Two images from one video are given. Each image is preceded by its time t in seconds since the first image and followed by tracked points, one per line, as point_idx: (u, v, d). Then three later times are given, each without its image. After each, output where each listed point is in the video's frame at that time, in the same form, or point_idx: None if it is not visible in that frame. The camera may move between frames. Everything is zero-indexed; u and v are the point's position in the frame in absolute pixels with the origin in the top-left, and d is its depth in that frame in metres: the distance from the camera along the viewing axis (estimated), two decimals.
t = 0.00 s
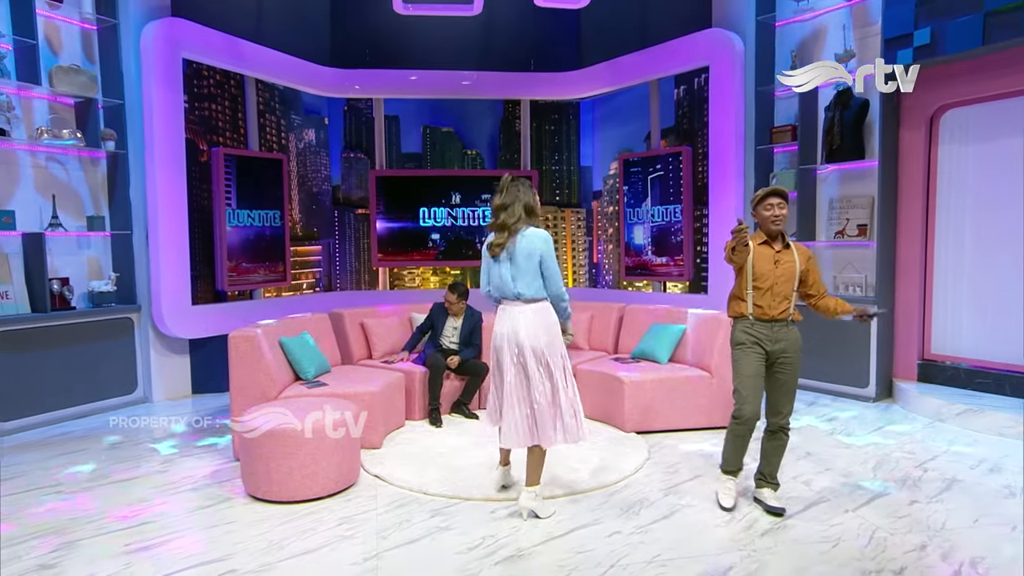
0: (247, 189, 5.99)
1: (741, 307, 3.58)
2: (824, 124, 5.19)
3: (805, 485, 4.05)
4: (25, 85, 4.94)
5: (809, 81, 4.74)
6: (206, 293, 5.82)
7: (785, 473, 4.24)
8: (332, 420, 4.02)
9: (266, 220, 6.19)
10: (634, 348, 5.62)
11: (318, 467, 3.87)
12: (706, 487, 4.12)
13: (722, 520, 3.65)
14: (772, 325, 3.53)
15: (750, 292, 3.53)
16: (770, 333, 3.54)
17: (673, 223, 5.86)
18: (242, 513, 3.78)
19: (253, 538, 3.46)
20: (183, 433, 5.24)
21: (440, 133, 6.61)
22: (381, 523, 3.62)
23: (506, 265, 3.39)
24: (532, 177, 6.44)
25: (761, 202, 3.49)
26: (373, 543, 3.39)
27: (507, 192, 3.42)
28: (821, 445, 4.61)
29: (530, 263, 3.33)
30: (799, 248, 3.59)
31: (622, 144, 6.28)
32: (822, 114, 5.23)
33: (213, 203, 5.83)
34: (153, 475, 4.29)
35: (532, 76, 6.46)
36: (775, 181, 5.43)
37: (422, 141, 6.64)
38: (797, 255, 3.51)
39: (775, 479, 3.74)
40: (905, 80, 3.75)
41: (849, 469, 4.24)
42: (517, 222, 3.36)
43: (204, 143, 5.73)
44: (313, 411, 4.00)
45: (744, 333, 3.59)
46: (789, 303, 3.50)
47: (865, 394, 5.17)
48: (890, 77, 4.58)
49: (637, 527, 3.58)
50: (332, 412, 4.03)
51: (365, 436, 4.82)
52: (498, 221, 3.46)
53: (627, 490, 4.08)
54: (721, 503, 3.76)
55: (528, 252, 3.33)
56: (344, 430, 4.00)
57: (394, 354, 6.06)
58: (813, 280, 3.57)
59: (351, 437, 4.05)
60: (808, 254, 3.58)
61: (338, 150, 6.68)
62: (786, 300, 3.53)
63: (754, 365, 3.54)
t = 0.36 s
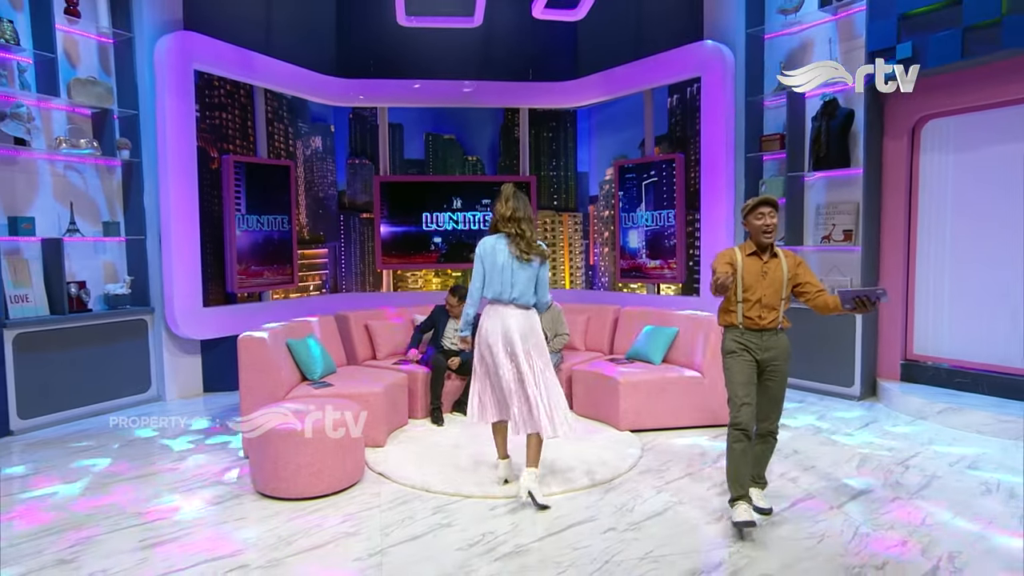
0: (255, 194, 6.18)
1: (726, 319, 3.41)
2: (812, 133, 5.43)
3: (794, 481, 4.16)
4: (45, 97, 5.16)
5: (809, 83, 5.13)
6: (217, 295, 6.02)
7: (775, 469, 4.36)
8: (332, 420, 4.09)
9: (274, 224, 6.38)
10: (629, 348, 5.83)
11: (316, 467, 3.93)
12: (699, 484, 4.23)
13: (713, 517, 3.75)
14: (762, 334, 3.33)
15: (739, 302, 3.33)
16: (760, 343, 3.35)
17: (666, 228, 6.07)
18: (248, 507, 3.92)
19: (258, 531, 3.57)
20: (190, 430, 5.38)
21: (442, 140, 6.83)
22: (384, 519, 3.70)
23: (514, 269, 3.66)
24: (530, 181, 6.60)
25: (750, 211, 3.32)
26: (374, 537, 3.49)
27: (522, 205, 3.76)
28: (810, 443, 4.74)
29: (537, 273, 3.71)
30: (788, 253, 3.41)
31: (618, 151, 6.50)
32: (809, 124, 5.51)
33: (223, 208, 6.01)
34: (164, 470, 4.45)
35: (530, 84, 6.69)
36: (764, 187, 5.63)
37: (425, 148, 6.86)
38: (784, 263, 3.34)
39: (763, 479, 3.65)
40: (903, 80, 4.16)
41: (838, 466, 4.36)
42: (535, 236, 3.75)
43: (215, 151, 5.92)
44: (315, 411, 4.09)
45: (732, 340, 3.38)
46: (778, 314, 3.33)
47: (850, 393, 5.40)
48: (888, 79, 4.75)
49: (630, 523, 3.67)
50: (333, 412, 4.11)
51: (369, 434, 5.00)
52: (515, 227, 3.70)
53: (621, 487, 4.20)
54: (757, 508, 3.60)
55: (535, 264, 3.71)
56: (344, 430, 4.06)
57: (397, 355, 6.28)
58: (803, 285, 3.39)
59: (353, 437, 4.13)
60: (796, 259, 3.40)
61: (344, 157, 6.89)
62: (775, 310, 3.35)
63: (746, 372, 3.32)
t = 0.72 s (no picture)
0: (264, 198, 6.39)
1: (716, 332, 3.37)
2: (801, 138, 5.63)
3: (782, 475, 4.34)
4: (63, 106, 5.38)
5: (810, 82, 5.49)
6: (227, 295, 6.22)
7: (765, 464, 4.53)
8: (334, 419, 4.21)
9: (283, 226, 6.59)
10: (624, 347, 6.04)
11: (313, 463, 4.07)
12: (691, 479, 4.41)
13: (704, 511, 3.90)
14: (752, 348, 3.32)
15: (729, 317, 3.30)
16: (749, 355, 3.33)
17: (661, 229, 6.28)
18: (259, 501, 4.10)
19: (269, 522, 3.74)
20: (201, 426, 5.57)
21: (445, 144, 7.05)
22: (390, 513, 3.86)
23: (504, 270, 3.89)
24: (529, 185, 6.87)
25: (737, 222, 3.30)
26: (380, 530, 3.65)
27: (513, 210, 3.97)
28: (800, 439, 4.91)
29: (525, 273, 3.93)
30: (774, 263, 3.38)
31: (614, 155, 6.70)
32: (798, 129, 5.71)
33: (233, 211, 6.21)
34: (177, 465, 4.65)
35: (529, 90, 6.93)
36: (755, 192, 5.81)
37: (428, 152, 7.08)
38: (772, 274, 3.32)
39: (752, 476, 3.79)
40: (905, 78, 4.92)
41: (825, 460, 4.54)
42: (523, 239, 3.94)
43: (226, 156, 6.11)
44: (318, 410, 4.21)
45: (721, 355, 3.35)
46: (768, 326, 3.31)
47: (837, 390, 5.61)
48: (889, 77, 5.04)
49: (625, 517, 3.82)
50: (335, 411, 4.23)
51: (374, 430, 5.21)
52: (503, 230, 3.92)
53: (617, 482, 4.37)
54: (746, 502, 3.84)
55: (523, 264, 3.92)
56: (343, 430, 4.18)
57: (401, 353, 6.50)
58: (792, 295, 3.37)
59: (354, 438, 4.24)
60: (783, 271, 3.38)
61: (350, 160, 7.10)
62: (764, 323, 3.33)
63: (736, 387, 3.31)
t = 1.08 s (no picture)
0: (278, 198, 6.63)
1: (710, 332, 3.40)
2: (796, 140, 5.81)
3: (775, 468, 4.52)
4: (87, 112, 5.61)
5: (810, 82, 5.52)
6: (242, 291, 6.46)
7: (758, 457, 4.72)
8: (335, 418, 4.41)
9: (295, 226, 6.82)
10: (625, 342, 6.24)
11: (319, 456, 4.30)
12: (687, 473, 4.60)
13: (700, 504, 4.08)
14: (745, 351, 3.35)
15: (722, 317, 3.35)
16: (743, 358, 3.36)
17: (661, 228, 6.48)
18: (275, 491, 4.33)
19: (284, 512, 3.97)
20: (219, 418, 5.82)
21: (452, 145, 7.27)
22: (399, 505, 4.08)
23: (495, 274, 4.12)
24: (532, 185, 7.05)
25: (728, 221, 3.34)
26: (390, 520, 3.87)
27: (501, 218, 4.15)
28: (793, 432, 5.10)
29: (515, 275, 4.17)
30: (768, 263, 3.41)
31: (616, 155, 6.91)
32: (794, 132, 5.88)
33: (248, 211, 6.44)
34: (197, 456, 4.90)
35: (533, 93, 7.15)
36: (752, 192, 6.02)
37: (435, 153, 7.30)
38: (766, 274, 3.34)
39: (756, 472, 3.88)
40: (905, 78, 4.94)
41: (817, 453, 4.72)
42: (509, 246, 4.13)
43: (241, 158, 6.35)
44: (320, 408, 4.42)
45: (714, 360, 3.38)
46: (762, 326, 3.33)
47: (831, 383, 5.80)
48: (888, 78, 5.11)
49: (624, 510, 4.01)
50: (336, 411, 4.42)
51: (383, 423, 5.43)
52: (492, 238, 4.09)
53: (615, 475, 4.57)
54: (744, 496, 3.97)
55: (513, 268, 4.15)
56: (344, 430, 4.38)
57: (410, 348, 6.73)
58: (785, 294, 3.39)
59: (354, 438, 4.42)
60: (777, 271, 3.40)
61: (360, 161, 7.30)
62: (757, 323, 3.35)
63: (726, 393, 3.36)
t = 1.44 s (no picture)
0: (294, 197, 6.85)
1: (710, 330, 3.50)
2: (797, 140, 5.94)
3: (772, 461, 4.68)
4: (112, 114, 5.85)
5: (810, 81, 5.63)
6: (259, 285, 6.70)
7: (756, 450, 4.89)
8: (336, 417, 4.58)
9: (310, 222, 7.04)
10: (629, 336, 6.41)
11: (329, 448, 4.53)
12: (685, 465, 4.78)
13: (700, 496, 4.25)
14: (744, 350, 3.44)
15: (721, 316, 3.45)
16: (743, 357, 3.44)
17: (664, 224, 6.65)
18: (292, 480, 4.56)
19: (300, 501, 4.20)
20: (240, 409, 6.06)
21: (462, 143, 7.47)
22: (409, 495, 4.29)
23: (490, 264, 4.39)
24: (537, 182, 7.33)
25: (716, 219, 3.50)
26: (401, 510, 4.08)
27: (495, 213, 4.48)
28: (792, 425, 5.25)
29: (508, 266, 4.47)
30: (768, 262, 3.48)
31: (622, 152, 7.10)
32: (795, 131, 6.02)
33: (264, 209, 6.67)
34: (219, 445, 5.15)
35: (540, 93, 7.34)
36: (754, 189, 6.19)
37: (445, 151, 7.50)
38: (764, 271, 3.41)
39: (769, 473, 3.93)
40: (905, 78, 5.09)
41: (814, 445, 4.87)
42: (503, 238, 4.45)
43: (257, 157, 6.56)
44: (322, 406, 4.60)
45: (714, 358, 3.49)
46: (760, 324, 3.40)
47: (828, 375, 5.97)
48: (889, 78, 5.22)
49: (625, 500, 4.19)
50: (337, 411, 4.58)
51: (394, 415, 5.66)
52: (486, 231, 4.41)
53: (616, 467, 4.77)
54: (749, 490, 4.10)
55: (506, 258, 4.46)
56: (343, 430, 4.55)
57: (421, 341, 6.94)
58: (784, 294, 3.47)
59: (354, 437, 4.58)
60: (776, 269, 3.46)
61: (372, 159, 7.51)
62: (757, 321, 3.43)
63: (724, 390, 3.47)
